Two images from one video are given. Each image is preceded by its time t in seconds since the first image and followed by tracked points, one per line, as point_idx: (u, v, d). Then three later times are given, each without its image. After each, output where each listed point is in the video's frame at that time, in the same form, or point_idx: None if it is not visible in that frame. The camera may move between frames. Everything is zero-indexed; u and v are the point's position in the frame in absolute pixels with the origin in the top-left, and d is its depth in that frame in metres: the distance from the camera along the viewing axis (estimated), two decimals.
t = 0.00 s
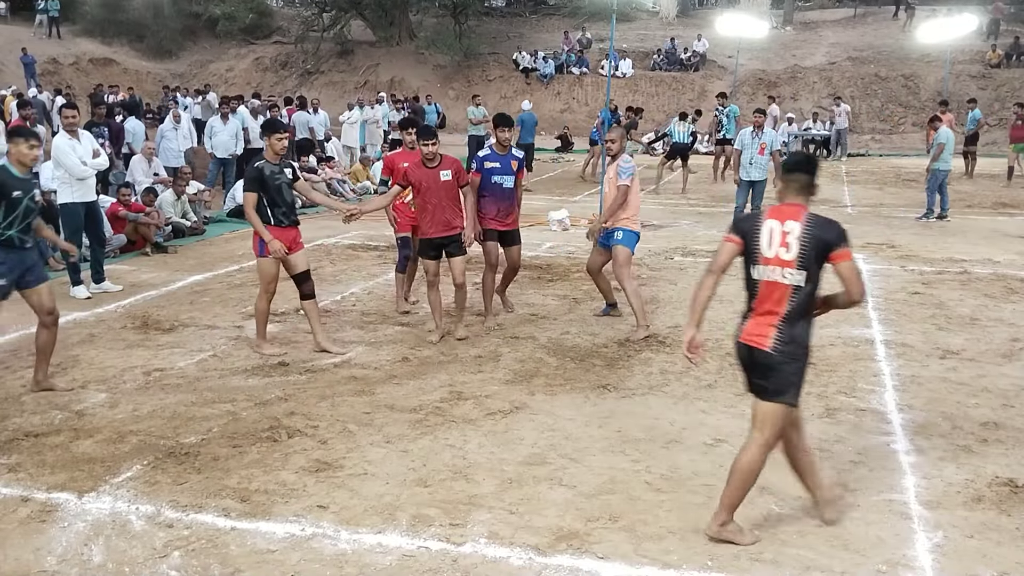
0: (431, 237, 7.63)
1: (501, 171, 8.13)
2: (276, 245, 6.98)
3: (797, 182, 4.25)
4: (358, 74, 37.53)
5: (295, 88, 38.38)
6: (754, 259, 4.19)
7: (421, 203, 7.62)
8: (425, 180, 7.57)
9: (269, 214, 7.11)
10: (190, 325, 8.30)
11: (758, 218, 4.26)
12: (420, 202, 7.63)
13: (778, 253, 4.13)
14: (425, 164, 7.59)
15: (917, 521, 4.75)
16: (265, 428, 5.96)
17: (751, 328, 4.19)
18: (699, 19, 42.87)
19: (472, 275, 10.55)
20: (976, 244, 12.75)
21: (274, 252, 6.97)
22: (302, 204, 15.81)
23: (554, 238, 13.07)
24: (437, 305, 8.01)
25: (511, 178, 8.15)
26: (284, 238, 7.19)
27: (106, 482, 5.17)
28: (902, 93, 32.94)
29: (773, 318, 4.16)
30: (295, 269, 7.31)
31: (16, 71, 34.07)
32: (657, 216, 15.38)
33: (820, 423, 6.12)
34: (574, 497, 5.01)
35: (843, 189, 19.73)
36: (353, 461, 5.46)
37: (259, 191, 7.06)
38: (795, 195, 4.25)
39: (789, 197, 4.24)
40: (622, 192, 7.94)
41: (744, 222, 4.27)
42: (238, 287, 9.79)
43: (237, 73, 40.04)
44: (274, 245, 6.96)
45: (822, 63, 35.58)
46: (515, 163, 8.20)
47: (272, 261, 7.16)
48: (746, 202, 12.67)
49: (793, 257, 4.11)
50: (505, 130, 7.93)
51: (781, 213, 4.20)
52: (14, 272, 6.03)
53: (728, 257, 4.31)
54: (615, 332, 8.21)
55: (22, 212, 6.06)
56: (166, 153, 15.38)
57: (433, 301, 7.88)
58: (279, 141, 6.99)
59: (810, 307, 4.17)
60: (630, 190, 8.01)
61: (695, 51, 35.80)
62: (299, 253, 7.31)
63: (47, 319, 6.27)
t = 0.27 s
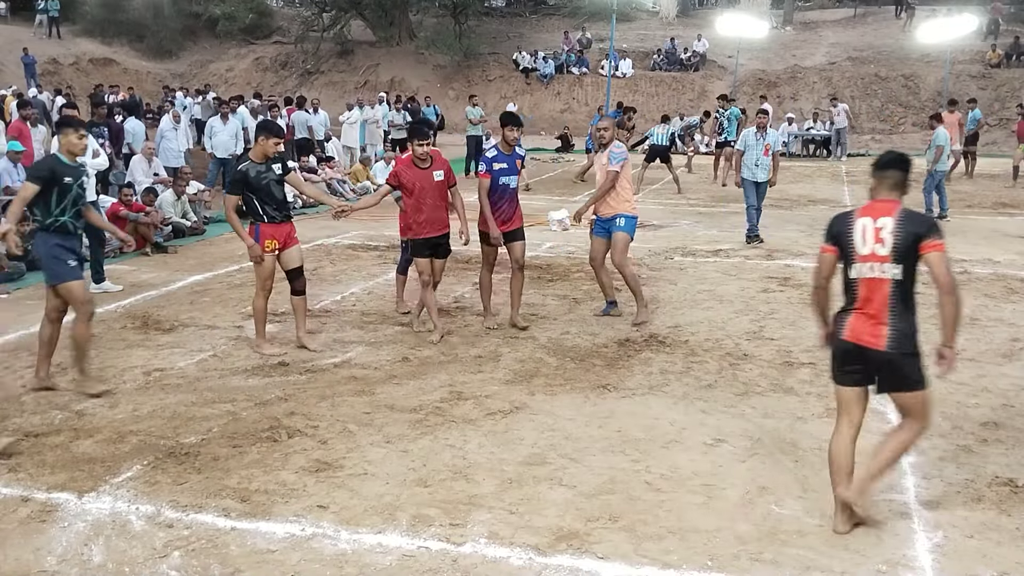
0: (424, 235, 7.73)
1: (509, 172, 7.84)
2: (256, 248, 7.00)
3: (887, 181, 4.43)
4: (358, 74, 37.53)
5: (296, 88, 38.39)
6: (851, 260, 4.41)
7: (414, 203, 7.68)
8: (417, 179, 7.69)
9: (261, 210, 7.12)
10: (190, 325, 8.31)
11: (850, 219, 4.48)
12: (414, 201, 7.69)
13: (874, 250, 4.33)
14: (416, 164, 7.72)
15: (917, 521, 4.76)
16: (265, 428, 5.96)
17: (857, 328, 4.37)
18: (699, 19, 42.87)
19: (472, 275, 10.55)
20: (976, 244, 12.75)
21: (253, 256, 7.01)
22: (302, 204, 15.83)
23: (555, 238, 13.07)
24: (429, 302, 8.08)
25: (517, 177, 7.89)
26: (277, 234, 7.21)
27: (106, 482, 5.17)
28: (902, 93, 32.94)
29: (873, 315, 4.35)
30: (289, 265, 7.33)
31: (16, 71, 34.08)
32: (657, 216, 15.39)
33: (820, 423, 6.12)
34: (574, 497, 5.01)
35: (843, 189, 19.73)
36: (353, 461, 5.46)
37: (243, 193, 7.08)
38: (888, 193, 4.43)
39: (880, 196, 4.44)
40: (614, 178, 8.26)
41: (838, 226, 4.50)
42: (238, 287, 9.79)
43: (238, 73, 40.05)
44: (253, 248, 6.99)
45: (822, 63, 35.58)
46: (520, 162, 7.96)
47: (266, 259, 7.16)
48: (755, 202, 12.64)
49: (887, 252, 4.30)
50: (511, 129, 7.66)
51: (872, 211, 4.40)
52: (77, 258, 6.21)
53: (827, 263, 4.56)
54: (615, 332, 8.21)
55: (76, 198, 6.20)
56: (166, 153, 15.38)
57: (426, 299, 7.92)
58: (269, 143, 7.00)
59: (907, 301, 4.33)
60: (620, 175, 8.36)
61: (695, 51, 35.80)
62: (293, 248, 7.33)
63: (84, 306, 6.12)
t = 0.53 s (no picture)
0: (405, 233, 7.80)
1: (518, 173, 7.74)
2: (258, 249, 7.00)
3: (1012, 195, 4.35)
4: (358, 74, 37.54)
5: (295, 88, 38.40)
6: (959, 264, 4.35)
7: (398, 200, 7.76)
8: (404, 178, 7.78)
9: (266, 209, 7.10)
10: (189, 324, 8.31)
11: (967, 226, 4.40)
12: (398, 200, 7.76)
13: (984, 261, 4.27)
14: (405, 163, 7.83)
15: (917, 521, 4.75)
16: (264, 428, 5.96)
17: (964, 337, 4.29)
18: (699, 19, 42.87)
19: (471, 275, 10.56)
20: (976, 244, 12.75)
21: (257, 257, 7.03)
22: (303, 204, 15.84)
23: (554, 238, 13.08)
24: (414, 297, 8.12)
25: (526, 180, 7.76)
26: (282, 233, 7.23)
27: (106, 481, 5.17)
28: (902, 93, 32.93)
29: (978, 323, 4.29)
30: (292, 262, 7.39)
31: (17, 71, 34.10)
32: (656, 217, 15.39)
33: (820, 423, 6.12)
34: (574, 497, 5.01)
35: (843, 189, 19.73)
36: (353, 461, 5.47)
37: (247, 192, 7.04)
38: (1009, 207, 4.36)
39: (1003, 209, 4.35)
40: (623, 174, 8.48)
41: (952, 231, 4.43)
42: (238, 287, 9.79)
43: (237, 73, 40.04)
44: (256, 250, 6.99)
45: (822, 63, 35.58)
46: (531, 165, 7.83)
47: (269, 259, 7.17)
48: (762, 203, 12.56)
49: (998, 266, 4.24)
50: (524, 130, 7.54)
51: (990, 223, 4.34)
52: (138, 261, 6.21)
53: (931, 262, 4.49)
54: (614, 332, 8.22)
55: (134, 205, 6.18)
56: (167, 153, 15.39)
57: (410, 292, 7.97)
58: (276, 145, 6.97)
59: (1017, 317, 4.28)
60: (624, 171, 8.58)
61: (695, 51, 35.80)
62: (296, 246, 7.39)
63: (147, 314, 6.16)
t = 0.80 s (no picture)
0: (394, 234, 7.80)
1: (527, 176, 7.60)
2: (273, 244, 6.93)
3: None
4: (358, 74, 37.53)
5: (295, 88, 38.39)
6: None
7: (384, 203, 7.78)
8: (392, 179, 7.79)
9: (280, 208, 7.12)
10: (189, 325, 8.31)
11: None
12: (383, 201, 7.78)
13: None
14: (387, 163, 7.81)
15: (918, 521, 4.75)
16: (264, 428, 5.95)
17: None
18: (699, 18, 42.86)
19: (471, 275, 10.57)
20: (976, 244, 12.75)
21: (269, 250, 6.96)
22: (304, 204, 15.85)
23: (554, 238, 13.08)
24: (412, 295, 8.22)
25: (536, 184, 7.63)
26: (293, 233, 7.24)
27: (106, 482, 5.17)
28: (902, 93, 32.91)
29: None
30: (299, 264, 7.42)
31: (17, 71, 34.11)
32: (656, 216, 15.39)
33: (820, 423, 6.12)
34: (574, 497, 5.01)
35: (843, 189, 19.73)
36: (353, 461, 5.46)
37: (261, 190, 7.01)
38: None
39: None
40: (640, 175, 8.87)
41: None
42: (238, 287, 9.79)
43: (237, 73, 40.04)
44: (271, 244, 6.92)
45: (822, 63, 35.57)
46: (541, 168, 7.72)
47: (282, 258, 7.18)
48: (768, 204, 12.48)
49: None
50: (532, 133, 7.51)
51: None
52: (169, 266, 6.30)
53: None
54: (614, 332, 8.22)
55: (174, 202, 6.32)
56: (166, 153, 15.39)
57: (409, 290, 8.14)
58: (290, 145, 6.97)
59: None
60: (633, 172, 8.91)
61: (695, 51, 35.80)
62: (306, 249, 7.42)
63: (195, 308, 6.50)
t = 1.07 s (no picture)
0: (381, 232, 7.85)
1: (531, 181, 7.38)
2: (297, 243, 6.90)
3: None
4: (358, 74, 37.54)
5: (296, 88, 38.41)
6: None
7: (371, 200, 7.78)
8: (378, 177, 7.78)
9: (302, 207, 7.18)
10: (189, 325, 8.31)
11: None
12: (370, 199, 7.78)
13: None
14: (371, 161, 7.78)
15: (917, 521, 4.75)
16: (264, 428, 5.95)
17: None
18: (699, 19, 42.87)
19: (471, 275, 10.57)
20: (976, 244, 12.75)
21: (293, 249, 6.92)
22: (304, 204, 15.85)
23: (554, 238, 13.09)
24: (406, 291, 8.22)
25: (541, 187, 7.43)
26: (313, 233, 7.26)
27: (106, 482, 5.17)
28: (902, 93, 32.91)
29: None
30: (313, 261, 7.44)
31: (17, 71, 34.13)
32: (657, 217, 15.39)
33: (820, 423, 6.12)
34: (574, 497, 5.01)
35: (843, 189, 19.73)
36: (353, 461, 5.46)
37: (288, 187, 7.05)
38: None
39: None
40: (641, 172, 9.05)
41: None
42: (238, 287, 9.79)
43: (238, 73, 40.06)
44: (295, 242, 6.89)
45: (822, 63, 35.59)
46: (546, 171, 7.50)
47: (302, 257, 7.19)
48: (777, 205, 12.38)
49: None
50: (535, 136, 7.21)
51: None
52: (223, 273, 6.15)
53: None
54: (614, 332, 8.22)
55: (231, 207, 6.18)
56: (167, 153, 15.39)
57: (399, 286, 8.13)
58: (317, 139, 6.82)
59: None
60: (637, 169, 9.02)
61: (695, 51, 35.80)
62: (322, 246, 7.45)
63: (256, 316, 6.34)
